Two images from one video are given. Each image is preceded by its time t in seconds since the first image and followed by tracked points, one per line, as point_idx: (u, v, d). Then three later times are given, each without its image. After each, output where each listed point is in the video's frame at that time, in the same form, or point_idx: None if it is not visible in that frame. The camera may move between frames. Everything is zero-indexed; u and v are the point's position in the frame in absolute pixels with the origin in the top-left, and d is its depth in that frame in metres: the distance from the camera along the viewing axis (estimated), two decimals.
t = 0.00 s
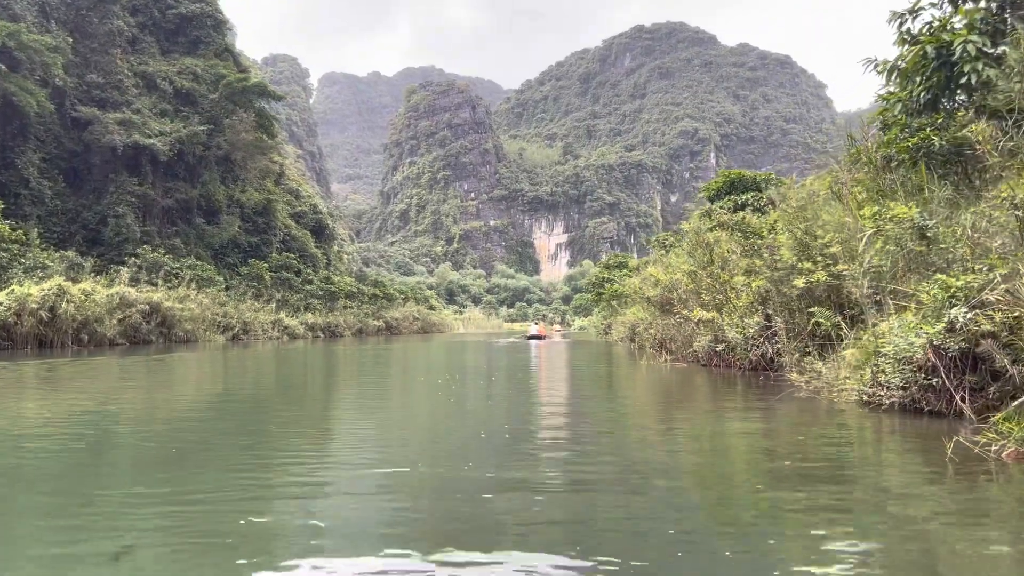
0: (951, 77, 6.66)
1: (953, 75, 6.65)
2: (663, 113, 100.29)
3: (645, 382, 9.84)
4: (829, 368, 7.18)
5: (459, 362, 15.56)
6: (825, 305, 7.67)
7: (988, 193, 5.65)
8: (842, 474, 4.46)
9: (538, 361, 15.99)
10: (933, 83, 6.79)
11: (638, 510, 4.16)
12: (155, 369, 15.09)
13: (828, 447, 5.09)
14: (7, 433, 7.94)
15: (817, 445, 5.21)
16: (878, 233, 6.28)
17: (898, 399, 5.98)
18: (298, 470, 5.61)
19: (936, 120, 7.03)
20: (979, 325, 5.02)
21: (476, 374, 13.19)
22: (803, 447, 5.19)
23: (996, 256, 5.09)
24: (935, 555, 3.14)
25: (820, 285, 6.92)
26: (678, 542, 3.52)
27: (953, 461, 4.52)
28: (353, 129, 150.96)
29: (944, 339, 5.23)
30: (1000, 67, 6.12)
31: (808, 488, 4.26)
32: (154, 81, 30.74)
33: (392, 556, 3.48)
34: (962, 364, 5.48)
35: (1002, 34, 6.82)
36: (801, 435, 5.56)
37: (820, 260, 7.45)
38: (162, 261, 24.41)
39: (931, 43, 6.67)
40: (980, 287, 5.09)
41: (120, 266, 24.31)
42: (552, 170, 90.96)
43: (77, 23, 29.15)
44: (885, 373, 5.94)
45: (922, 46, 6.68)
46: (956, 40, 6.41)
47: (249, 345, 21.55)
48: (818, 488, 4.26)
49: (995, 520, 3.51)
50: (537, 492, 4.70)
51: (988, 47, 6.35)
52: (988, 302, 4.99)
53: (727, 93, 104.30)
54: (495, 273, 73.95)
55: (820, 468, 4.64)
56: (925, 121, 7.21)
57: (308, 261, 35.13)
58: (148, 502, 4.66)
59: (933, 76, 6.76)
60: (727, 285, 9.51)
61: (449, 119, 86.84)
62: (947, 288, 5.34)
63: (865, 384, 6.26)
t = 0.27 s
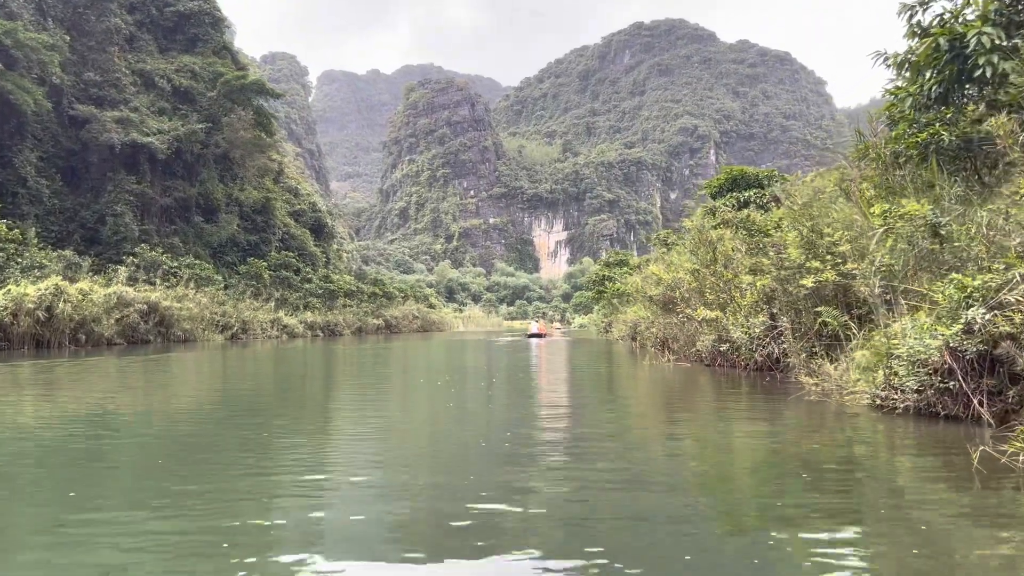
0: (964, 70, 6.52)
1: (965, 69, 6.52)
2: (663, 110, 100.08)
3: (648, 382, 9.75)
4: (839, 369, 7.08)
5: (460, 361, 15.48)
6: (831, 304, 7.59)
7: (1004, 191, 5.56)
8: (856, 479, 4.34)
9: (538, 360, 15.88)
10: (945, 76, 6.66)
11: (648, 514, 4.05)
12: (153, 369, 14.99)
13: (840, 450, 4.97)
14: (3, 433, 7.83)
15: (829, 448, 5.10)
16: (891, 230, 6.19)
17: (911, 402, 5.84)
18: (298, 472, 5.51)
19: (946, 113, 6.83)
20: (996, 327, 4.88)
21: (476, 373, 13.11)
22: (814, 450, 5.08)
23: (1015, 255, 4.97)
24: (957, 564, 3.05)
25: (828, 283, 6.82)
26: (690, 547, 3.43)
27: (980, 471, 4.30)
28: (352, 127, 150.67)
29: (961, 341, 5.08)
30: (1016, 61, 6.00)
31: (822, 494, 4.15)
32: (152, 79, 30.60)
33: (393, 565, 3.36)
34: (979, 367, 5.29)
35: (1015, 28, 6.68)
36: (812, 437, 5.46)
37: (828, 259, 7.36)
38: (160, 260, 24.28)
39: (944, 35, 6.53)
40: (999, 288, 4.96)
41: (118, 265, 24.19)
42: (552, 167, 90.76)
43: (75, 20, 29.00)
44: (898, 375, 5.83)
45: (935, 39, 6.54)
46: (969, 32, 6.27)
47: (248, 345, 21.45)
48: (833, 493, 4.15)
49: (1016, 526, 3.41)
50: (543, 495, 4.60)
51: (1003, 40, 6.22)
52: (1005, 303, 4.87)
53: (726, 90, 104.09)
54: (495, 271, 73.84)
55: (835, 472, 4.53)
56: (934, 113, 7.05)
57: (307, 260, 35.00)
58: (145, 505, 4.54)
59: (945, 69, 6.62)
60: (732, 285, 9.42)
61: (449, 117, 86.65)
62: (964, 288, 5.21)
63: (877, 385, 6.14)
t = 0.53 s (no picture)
0: (982, 63, 5.90)
1: (983, 62, 5.90)
2: (663, 108, 99.87)
3: (651, 381, 9.67)
4: (848, 369, 7.00)
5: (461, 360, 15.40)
6: (839, 304, 7.50)
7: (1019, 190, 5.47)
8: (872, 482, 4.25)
9: (538, 360, 15.78)
10: (960, 69, 6.08)
11: (659, 516, 3.95)
12: (152, 369, 14.90)
13: (853, 454, 4.88)
14: (1, 434, 7.75)
15: (841, 450, 5.01)
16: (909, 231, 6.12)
17: (927, 406, 5.65)
18: (300, 473, 5.42)
19: (956, 109, 6.54)
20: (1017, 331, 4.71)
21: (477, 373, 13.04)
22: (826, 452, 5.00)
23: None
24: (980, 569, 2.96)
25: (836, 283, 6.74)
26: (704, 551, 3.34)
27: (1002, 478, 4.15)
28: (352, 126, 150.46)
29: (980, 345, 4.90)
30: None
31: (835, 496, 4.06)
32: (150, 77, 30.47)
33: (399, 568, 3.28)
34: (999, 370, 5.09)
35: None
36: (823, 440, 5.38)
37: (836, 258, 7.29)
38: (158, 260, 24.17)
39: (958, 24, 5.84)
40: (1017, 289, 4.83)
41: (117, 264, 24.08)
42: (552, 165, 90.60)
43: (72, 18, 28.84)
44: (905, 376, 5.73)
45: (948, 31, 5.86)
46: (984, 25, 5.58)
47: (247, 344, 21.36)
48: (845, 497, 4.05)
49: None
50: (549, 496, 4.52)
51: None
52: None
53: (726, 88, 103.88)
54: (495, 270, 73.74)
55: (848, 476, 4.44)
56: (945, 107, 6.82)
57: (307, 259, 34.88)
58: (144, 506, 4.46)
59: (959, 61, 6.01)
60: (737, 284, 9.33)
61: (448, 115, 86.48)
62: (980, 289, 5.08)
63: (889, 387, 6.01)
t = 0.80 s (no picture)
0: (997, 56, 5.79)
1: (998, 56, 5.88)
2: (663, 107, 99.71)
3: (654, 382, 9.55)
4: (859, 372, 6.87)
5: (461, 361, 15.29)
6: (848, 304, 7.39)
7: None
8: (885, 486, 4.15)
9: (539, 360, 15.68)
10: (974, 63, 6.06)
11: (669, 520, 3.86)
12: (150, 370, 14.80)
13: (864, 458, 4.78)
14: None
15: (852, 454, 4.91)
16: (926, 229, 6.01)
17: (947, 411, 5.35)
18: (300, 475, 5.32)
19: (967, 104, 6.52)
20: None
21: (478, 373, 12.94)
22: (838, 456, 4.89)
23: None
24: None
25: (846, 284, 6.63)
26: (721, 556, 3.24)
27: None
28: (352, 125, 150.29)
29: (1001, 348, 4.73)
30: None
31: (848, 500, 3.97)
32: (149, 77, 30.36)
33: (403, 573, 3.19)
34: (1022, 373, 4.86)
35: None
36: (833, 442, 5.28)
37: (846, 258, 7.16)
38: (157, 260, 24.05)
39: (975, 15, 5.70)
40: None
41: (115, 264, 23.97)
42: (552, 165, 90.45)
43: (71, 18, 28.71)
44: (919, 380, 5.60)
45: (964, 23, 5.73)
46: (1002, 17, 5.44)
47: (247, 345, 21.24)
48: (861, 502, 3.94)
49: None
50: (558, 499, 4.41)
51: None
52: None
53: (727, 87, 103.71)
54: (495, 269, 73.64)
55: (861, 480, 4.34)
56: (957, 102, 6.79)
57: (307, 259, 34.74)
58: (141, 509, 4.37)
59: (974, 54, 5.94)
60: (742, 284, 9.21)
61: (448, 114, 86.34)
62: (1001, 290, 4.95)
63: (903, 391, 5.80)
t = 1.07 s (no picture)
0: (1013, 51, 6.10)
1: (1015, 50, 6.14)
2: (664, 108, 99.62)
3: (657, 385, 9.43)
4: (871, 376, 6.74)
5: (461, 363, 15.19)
6: (857, 306, 7.28)
7: None
8: (899, 494, 4.04)
9: (539, 362, 15.56)
10: (991, 58, 6.31)
11: (678, 528, 3.75)
12: (149, 372, 14.70)
13: (877, 464, 4.67)
14: None
15: (864, 459, 4.81)
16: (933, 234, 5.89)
17: (965, 418, 5.18)
18: (299, 481, 5.22)
19: (980, 102, 6.51)
20: None
21: (478, 375, 12.84)
22: (849, 461, 4.79)
23: None
24: None
25: (856, 286, 6.52)
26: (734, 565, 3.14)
27: None
28: (352, 126, 150.18)
29: None
30: None
31: (861, 507, 3.88)
32: (149, 77, 30.27)
33: None
34: None
35: None
36: (844, 447, 5.18)
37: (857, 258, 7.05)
38: (156, 261, 23.93)
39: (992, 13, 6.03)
40: None
41: (114, 265, 23.88)
42: (552, 166, 90.35)
43: (70, 18, 28.61)
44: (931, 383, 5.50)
45: (982, 18, 6.05)
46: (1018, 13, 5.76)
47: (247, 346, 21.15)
48: (877, 509, 3.83)
49: None
50: (563, 506, 4.31)
51: None
52: None
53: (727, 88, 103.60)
54: (495, 270, 73.58)
55: (874, 486, 4.23)
56: (969, 100, 6.77)
57: (307, 260, 34.64)
58: (135, 516, 4.26)
59: (991, 49, 6.23)
60: (747, 286, 9.09)
61: (449, 116, 86.22)
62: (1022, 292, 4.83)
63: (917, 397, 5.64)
